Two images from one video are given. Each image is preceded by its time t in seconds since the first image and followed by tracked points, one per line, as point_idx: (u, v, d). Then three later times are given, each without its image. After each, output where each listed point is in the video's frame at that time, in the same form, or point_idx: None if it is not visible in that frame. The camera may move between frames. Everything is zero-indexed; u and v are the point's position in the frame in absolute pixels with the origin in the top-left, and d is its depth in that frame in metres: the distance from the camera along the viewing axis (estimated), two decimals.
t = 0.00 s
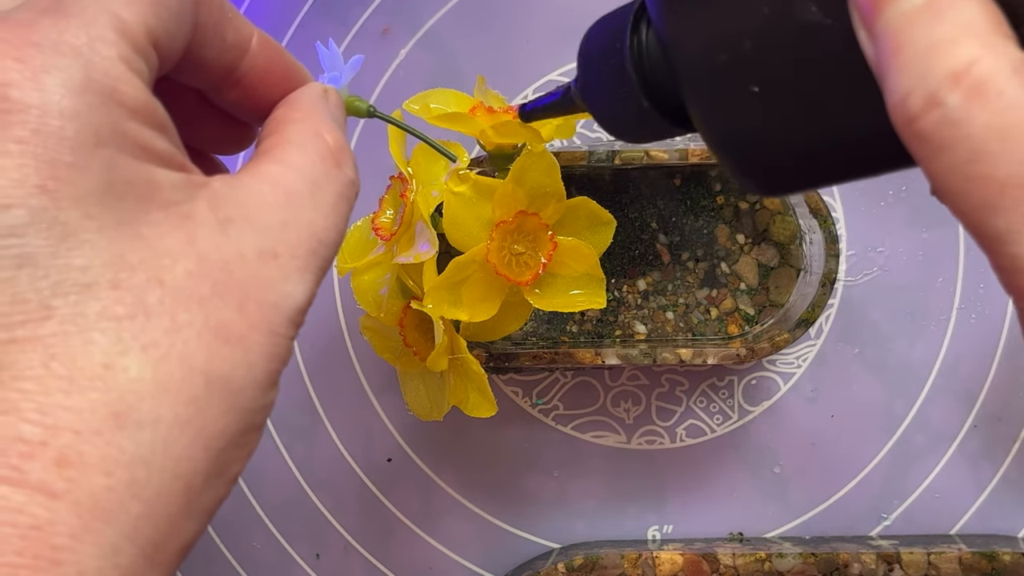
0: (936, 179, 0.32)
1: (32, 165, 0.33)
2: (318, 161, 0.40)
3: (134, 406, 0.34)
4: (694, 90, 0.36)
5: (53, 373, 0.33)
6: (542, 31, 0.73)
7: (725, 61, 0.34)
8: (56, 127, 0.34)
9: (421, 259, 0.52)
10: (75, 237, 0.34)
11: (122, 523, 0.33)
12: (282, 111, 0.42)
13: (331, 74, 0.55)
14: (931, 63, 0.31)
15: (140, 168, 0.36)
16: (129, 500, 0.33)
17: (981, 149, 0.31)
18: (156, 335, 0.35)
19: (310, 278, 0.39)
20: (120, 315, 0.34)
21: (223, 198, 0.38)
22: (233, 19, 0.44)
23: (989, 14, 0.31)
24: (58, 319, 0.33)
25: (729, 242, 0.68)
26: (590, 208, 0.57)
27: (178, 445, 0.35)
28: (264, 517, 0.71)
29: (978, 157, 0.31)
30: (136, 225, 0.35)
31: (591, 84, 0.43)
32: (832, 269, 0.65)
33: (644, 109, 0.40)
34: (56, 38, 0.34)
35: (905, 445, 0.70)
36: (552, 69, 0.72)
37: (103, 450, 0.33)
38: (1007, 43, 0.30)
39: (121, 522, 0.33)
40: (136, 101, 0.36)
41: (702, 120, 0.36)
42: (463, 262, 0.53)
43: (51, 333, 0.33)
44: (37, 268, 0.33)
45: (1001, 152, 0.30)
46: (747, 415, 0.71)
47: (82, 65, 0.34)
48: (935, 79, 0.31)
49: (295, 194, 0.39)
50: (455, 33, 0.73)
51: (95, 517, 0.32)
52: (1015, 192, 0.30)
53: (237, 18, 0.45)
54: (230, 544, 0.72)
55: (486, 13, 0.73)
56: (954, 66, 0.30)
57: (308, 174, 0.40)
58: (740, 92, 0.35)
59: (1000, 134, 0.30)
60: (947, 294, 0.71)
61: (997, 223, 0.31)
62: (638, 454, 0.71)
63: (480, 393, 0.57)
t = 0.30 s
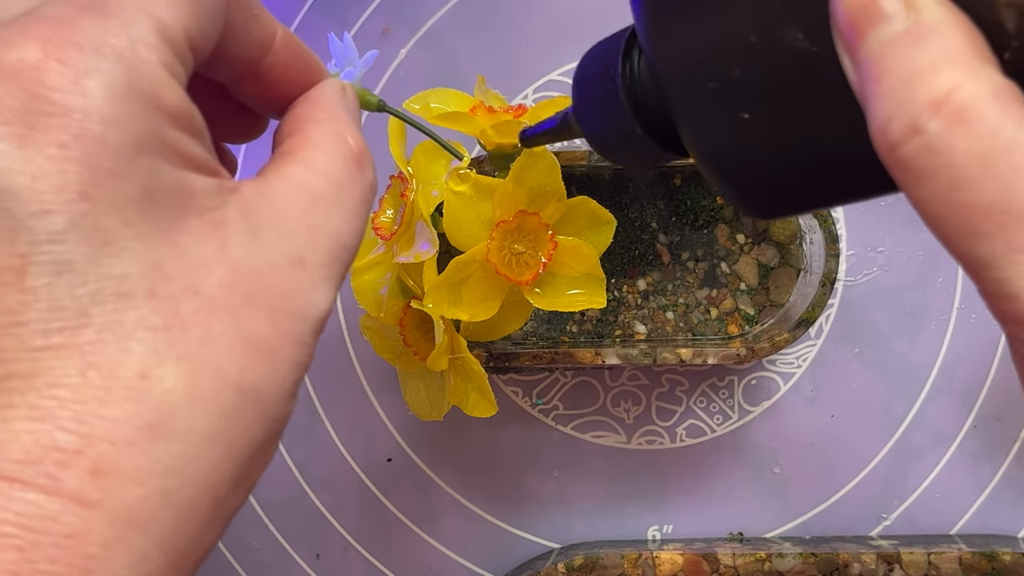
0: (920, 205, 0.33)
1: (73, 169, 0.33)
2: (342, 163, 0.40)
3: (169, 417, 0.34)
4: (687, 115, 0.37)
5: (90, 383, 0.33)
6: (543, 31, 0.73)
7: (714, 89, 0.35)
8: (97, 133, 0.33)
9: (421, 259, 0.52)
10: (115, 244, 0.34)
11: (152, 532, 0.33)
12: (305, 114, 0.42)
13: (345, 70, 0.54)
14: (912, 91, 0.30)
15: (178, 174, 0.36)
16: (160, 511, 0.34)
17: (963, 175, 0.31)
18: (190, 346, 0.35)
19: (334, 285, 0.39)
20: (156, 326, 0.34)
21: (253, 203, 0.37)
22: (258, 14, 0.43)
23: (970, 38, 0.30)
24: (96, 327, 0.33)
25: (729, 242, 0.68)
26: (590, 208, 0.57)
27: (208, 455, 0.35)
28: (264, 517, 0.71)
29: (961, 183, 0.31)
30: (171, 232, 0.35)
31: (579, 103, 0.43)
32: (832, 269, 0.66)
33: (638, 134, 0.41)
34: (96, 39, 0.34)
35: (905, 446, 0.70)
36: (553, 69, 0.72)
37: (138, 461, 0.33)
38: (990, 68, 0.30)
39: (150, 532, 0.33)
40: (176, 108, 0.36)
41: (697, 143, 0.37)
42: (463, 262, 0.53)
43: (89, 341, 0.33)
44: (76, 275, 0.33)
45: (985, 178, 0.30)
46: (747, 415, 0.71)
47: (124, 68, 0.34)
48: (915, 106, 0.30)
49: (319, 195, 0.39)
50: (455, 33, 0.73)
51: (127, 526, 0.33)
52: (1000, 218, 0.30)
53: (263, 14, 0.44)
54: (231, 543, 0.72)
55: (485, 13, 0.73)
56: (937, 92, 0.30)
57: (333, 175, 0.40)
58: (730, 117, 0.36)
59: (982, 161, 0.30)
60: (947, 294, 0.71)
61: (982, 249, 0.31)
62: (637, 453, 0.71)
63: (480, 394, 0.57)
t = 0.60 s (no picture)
0: (892, 184, 0.33)
1: (87, 185, 0.33)
2: (341, 173, 0.40)
3: (176, 437, 0.34)
4: (667, 90, 0.38)
5: (100, 402, 0.33)
6: (542, 31, 0.73)
7: (694, 65, 0.37)
8: (113, 149, 0.33)
9: (421, 259, 0.52)
10: (126, 262, 0.34)
11: (156, 550, 0.34)
12: (301, 117, 0.42)
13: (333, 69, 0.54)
14: (882, 67, 0.31)
15: (188, 188, 0.36)
16: (165, 530, 0.34)
17: (935, 153, 0.31)
18: (199, 365, 0.35)
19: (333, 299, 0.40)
20: (164, 344, 0.34)
21: (258, 216, 0.38)
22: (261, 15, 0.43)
23: (936, 17, 0.31)
24: (108, 345, 0.33)
25: (730, 242, 0.68)
26: (590, 208, 0.57)
27: (214, 472, 0.35)
28: (264, 518, 0.71)
29: (930, 161, 0.31)
30: (182, 248, 0.35)
31: (565, 86, 0.45)
32: (832, 268, 0.66)
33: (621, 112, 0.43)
34: (111, 51, 0.34)
35: (905, 446, 0.70)
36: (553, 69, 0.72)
37: (145, 480, 0.33)
38: (958, 45, 0.31)
39: (156, 552, 0.34)
40: (189, 121, 0.36)
41: (676, 117, 0.39)
42: (464, 262, 0.53)
43: (100, 359, 0.33)
44: (88, 292, 0.33)
45: (953, 156, 0.31)
46: (747, 415, 0.71)
47: (139, 80, 0.34)
48: (885, 83, 0.31)
49: (320, 210, 0.39)
50: (455, 33, 0.73)
51: (132, 546, 0.33)
52: (969, 196, 0.31)
53: (264, 15, 0.44)
54: (231, 543, 0.72)
55: (485, 12, 0.73)
56: (905, 71, 0.31)
57: (332, 187, 0.40)
58: (709, 94, 0.37)
59: (951, 140, 0.31)
60: (947, 294, 0.71)
61: (954, 226, 0.32)
62: (637, 454, 0.71)
63: (480, 394, 0.57)
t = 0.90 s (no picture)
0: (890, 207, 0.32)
1: (109, 193, 0.32)
2: (355, 176, 0.40)
3: (194, 445, 0.34)
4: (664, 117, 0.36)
5: (121, 410, 0.33)
6: (542, 32, 0.73)
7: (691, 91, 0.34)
8: (137, 156, 0.33)
9: (421, 259, 0.52)
10: (149, 269, 0.34)
11: (174, 556, 0.34)
12: (315, 118, 0.42)
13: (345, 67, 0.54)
14: (878, 91, 0.30)
15: (207, 197, 0.35)
16: (182, 536, 0.34)
17: (932, 176, 0.30)
18: (219, 373, 0.35)
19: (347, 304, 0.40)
20: (184, 353, 0.35)
21: (276, 222, 0.37)
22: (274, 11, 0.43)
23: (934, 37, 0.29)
24: (128, 353, 0.34)
25: (729, 242, 0.68)
26: (590, 208, 0.57)
27: (230, 478, 0.36)
28: (264, 518, 0.71)
29: (928, 185, 0.30)
30: (202, 256, 0.35)
31: (564, 110, 0.44)
32: (832, 268, 0.66)
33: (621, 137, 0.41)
34: (135, 56, 0.33)
35: (905, 446, 0.70)
36: (552, 70, 0.72)
37: (165, 487, 0.34)
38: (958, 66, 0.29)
39: (173, 558, 0.34)
40: (211, 129, 0.35)
41: (674, 146, 0.36)
42: (463, 262, 0.53)
43: (121, 367, 0.34)
44: (110, 299, 0.33)
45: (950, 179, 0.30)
46: (747, 415, 0.71)
47: (163, 88, 0.33)
48: (881, 108, 0.30)
49: (336, 214, 0.39)
50: (454, 33, 0.73)
51: (151, 552, 0.33)
52: (969, 218, 0.30)
53: (280, 16, 0.43)
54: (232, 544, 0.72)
55: (484, 12, 0.73)
56: (902, 94, 0.30)
57: (347, 189, 0.40)
58: (708, 120, 0.34)
59: (949, 163, 0.30)
60: (947, 294, 0.71)
61: (953, 250, 0.31)
62: (637, 453, 0.71)
63: (480, 394, 0.57)
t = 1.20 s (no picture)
0: (883, 236, 0.33)
1: (113, 185, 0.32)
2: (356, 167, 0.40)
3: (198, 439, 0.35)
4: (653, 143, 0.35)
5: (124, 403, 0.33)
6: (541, 32, 0.73)
7: (682, 118, 0.34)
8: (140, 149, 0.33)
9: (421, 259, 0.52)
10: (152, 263, 0.33)
11: (178, 551, 0.34)
12: (316, 111, 0.42)
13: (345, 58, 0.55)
14: (868, 122, 0.31)
15: (210, 190, 0.35)
16: (186, 530, 0.34)
17: (924, 207, 0.31)
18: (222, 367, 0.35)
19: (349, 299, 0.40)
20: (188, 347, 0.35)
21: (279, 215, 0.38)
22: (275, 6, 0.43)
23: (924, 65, 0.30)
24: (132, 347, 0.34)
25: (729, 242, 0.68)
26: (590, 208, 0.57)
27: (233, 473, 0.36)
28: (265, 518, 0.71)
29: (920, 216, 0.31)
30: (205, 250, 0.35)
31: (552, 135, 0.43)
32: (832, 269, 0.66)
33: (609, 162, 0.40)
34: (139, 50, 0.33)
35: (905, 446, 0.70)
36: (552, 69, 0.72)
37: (169, 482, 0.34)
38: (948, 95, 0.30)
39: (176, 552, 0.34)
40: (213, 123, 0.36)
41: (662, 171, 0.36)
42: (464, 262, 0.53)
43: (124, 361, 0.33)
44: (113, 293, 0.33)
45: (942, 210, 0.31)
46: (747, 415, 0.71)
47: (166, 80, 0.34)
48: (872, 138, 0.31)
49: (337, 207, 0.39)
50: (454, 32, 0.73)
51: (155, 546, 0.33)
52: (960, 248, 0.31)
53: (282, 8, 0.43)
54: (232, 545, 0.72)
55: (484, 12, 0.73)
56: (893, 125, 0.31)
57: (349, 180, 0.40)
58: (700, 145, 0.34)
59: (940, 194, 0.31)
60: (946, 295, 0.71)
61: (946, 279, 0.32)
62: (637, 454, 0.71)
63: (480, 393, 0.57)
